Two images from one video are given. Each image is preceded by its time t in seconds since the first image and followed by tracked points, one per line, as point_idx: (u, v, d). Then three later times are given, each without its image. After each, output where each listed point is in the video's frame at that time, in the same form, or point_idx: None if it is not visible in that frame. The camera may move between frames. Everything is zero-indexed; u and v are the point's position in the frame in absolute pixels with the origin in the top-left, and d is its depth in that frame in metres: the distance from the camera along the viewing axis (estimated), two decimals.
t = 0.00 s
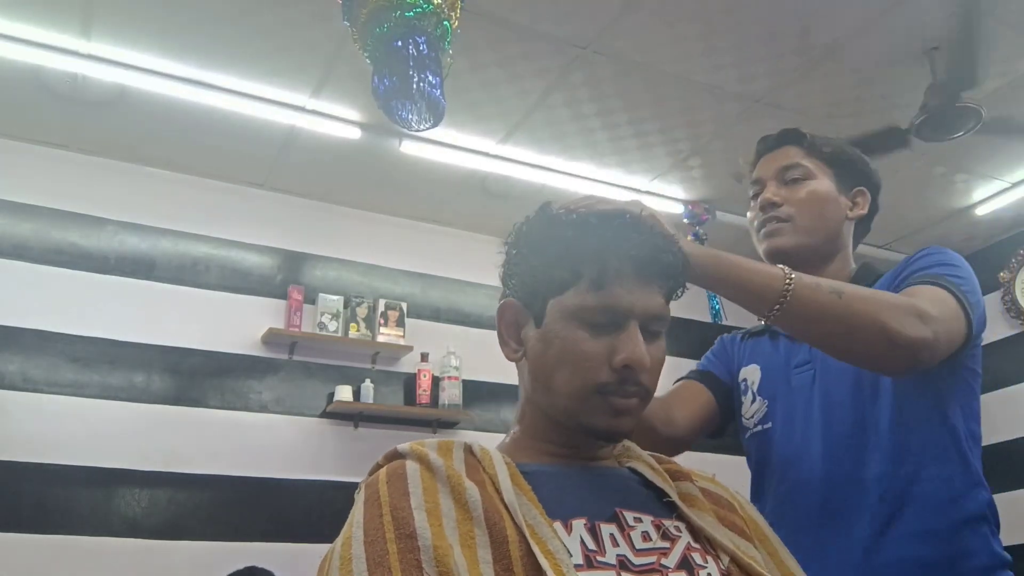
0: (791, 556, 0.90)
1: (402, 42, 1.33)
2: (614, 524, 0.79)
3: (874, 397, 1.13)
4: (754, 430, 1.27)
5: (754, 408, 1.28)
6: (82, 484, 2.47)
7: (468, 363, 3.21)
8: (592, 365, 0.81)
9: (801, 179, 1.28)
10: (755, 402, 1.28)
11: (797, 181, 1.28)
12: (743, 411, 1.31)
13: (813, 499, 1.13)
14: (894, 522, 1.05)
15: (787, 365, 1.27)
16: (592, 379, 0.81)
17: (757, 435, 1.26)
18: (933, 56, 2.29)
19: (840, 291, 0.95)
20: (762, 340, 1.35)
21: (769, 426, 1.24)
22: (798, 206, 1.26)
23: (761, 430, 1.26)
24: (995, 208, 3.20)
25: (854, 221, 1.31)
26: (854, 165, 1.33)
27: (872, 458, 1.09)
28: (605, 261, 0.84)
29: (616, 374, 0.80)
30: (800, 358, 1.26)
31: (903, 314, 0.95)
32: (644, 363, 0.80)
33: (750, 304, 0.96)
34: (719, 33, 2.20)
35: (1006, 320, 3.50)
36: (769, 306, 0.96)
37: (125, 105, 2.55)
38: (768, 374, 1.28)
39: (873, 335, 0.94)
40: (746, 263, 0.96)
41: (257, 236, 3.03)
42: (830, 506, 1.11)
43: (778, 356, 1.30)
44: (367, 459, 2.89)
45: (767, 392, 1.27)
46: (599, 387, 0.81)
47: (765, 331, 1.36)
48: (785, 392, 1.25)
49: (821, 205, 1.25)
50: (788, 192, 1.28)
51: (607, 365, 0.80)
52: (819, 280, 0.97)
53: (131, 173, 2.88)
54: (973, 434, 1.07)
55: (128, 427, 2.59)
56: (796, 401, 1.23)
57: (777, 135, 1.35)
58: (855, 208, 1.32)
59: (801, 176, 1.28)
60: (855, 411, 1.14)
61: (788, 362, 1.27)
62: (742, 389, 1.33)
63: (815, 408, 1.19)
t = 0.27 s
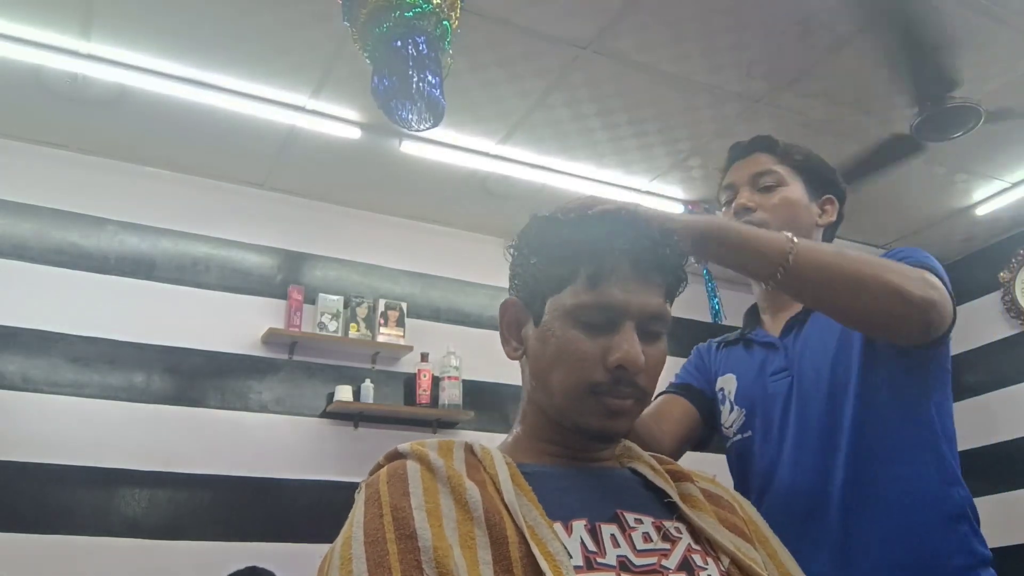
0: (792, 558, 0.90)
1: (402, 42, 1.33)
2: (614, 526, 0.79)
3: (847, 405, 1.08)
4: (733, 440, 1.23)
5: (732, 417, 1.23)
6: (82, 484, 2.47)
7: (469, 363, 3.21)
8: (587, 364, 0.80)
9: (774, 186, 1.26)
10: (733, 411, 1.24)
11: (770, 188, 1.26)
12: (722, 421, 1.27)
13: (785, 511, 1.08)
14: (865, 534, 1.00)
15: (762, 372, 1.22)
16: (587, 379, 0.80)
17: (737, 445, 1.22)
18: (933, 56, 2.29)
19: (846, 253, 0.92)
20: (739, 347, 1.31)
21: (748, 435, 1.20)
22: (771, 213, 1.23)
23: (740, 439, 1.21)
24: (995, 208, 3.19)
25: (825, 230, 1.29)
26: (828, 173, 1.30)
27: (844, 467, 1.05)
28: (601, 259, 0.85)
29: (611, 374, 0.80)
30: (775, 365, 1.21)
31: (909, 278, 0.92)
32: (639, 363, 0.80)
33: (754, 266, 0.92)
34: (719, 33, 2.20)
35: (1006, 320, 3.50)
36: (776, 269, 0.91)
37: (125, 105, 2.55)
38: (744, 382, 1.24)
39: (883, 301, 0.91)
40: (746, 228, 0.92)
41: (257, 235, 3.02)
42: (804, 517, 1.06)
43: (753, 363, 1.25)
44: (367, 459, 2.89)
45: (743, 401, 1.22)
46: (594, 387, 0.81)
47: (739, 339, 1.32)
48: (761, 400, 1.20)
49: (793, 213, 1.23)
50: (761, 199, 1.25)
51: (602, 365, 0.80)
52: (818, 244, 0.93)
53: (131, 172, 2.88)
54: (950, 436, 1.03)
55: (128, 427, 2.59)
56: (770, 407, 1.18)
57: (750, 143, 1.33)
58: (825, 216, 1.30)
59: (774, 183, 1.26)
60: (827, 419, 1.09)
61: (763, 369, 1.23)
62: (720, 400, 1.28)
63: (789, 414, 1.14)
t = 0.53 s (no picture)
0: (792, 559, 0.90)
1: (402, 42, 1.33)
2: (614, 526, 0.79)
3: (828, 413, 1.07)
4: (718, 450, 1.21)
5: (716, 427, 1.21)
6: (82, 484, 2.47)
7: (468, 363, 3.21)
8: (585, 370, 0.80)
9: (750, 198, 1.20)
10: (717, 422, 1.21)
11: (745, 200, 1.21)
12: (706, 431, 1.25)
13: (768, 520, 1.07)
14: (848, 544, 0.99)
15: (741, 381, 1.20)
16: (587, 385, 0.80)
17: (722, 455, 1.20)
18: (932, 56, 2.29)
19: (813, 256, 0.94)
20: (716, 357, 1.28)
21: (733, 445, 1.18)
22: (749, 228, 1.18)
23: (724, 449, 1.20)
24: (996, 208, 3.19)
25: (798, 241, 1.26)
26: (801, 180, 1.27)
27: (827, 476, 1.03)
28: (598, 259, 0.83)
29: (610, 379, 0.80)
30: (755, 374, 1.18)
31: (877, 272, 0.94)
32: (638, 368, 0.80)
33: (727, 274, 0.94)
34: (719, 33, 2.20)
35: (1006, 321, 3.50)
36: (749, 276, 0.93)
37: (125, 105, 2.54)
38: (726, 391, 1.21)
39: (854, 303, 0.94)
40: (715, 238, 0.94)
41: (257, 235, 3.02)
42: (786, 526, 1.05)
43: (733, 372, 1.23)
44: (367, 459, 2.89)
45: (726, 411, 1.20)
46: (594, 392, 0.81)
47: (718, 348, 1.29)
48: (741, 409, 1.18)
49: (770, 226, 1.18)
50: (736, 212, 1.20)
51: (601, 371, 0.80)
52: (787, 250, 0.96)
53: (131, 172, 2.88)
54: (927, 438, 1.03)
55: (129, 427, 2.59)
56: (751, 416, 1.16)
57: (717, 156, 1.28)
58: (797, 225, 1.26)
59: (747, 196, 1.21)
60: (807, 429, 1.08)
61: (743, 378, 1.20)
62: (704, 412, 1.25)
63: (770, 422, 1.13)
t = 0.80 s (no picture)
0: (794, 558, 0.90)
1: (402, 42, 1.33)
2: (615, 526, 0.79)
3: (816, 413, 1.07)
4: (711, 450, 1.21)
5: (708, 428, 1.21)
6: (82, 484, 2.47)
7: (468, 363, 3.21)
8: (586, 372, 0.80)
9: (743, 205, 1.20)
10: (709, 422, 1.21)
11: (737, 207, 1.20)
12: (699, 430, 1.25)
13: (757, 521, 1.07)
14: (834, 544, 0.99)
15: (733, 382, 1.20)
16: (589, 387, 0.80)
17: (714, 455, 1.20)
18: (933, 56, 2.29)
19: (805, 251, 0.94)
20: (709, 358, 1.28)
21: (725, 446, 1.18)
22: (745, 233, 1.18)
23: (717, 450, 1.19)
24: (995, 208, 3.20)
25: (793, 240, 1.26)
26: (794, 179, 1.26)
27: (817, 476, 1.03)
28: (596, 267, 0.84)
29: (612, 381, 0.80)
30: (746, 374, 1.19)
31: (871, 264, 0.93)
32: (639, 369, 0.80)
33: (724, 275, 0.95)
34: (719, 33, 2.20)
35: (1005, 321, 3.50)
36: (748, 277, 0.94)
37: (125, 105, 2.54)
38: (718, 392, 1.22)
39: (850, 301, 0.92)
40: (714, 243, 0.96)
41: (257, 235, 3.02)
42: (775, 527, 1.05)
43: (725, 373, 1.23)
44: (367, 459, 2.89)
45: (718, 412, 1.20)
46: (596, 393, 0.81)
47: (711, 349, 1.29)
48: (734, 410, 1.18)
49: (765, 233, 1.18)
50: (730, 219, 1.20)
51: (603, 372, 0.80)
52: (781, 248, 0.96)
53: (131, 172, 2.88)
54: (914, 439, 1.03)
55: (129, 427, 2.58)
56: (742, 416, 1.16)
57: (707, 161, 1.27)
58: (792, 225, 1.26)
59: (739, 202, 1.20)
60: (795, 429, 1.08)
61: (734, 378, 1.21)
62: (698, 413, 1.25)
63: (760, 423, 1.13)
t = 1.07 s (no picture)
0: (792, 557, 0.90)
1: (402, 42, 1.33)
2: (614, 526, 0.79)
3: (812, 418, 1.06)
4: (711, 448, 1.21)
5: (709, 425, 1.21)
6: (82, 484, 2.47)
7: (468, 363, 3.21)
8: (578, 377, 0.80)
9: (762, 203, 1.21)
10: (710, 420, 1.22)
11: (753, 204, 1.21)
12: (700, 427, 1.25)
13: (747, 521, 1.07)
14: (819, 547, 1.00)
15: (734, 381, 1.19)
16: (580, 391, 0.81)
17: (713, 453, 1.21)
18: (933, 56, 2.29)
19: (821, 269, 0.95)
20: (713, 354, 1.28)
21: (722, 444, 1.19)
22: (759, 233, 1.18)
23: (716, 447, 1.20)
24: (996, 208, 3.19)
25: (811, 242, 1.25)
26: (819, 176, 1.25)
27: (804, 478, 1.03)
28: (584, 271, 0.83)
29: (603, 386, 0.80)
30: (748, 373, 1.18)
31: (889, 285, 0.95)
32: (630, 373, 0.80)
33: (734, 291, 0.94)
34: (719, 33, 2.20)
35: (1006, 321, 3.50)
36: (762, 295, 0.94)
37: (125, 105, 2.54)
38: (720, 391, 1.21)
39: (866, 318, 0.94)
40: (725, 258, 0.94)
41: (257, 235, 3.02)
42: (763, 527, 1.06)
43: (728, 371, 1.22)
44: (367, 459, 2.89)
45: (718, 411, 1.20)
46: (588, 398, 0.81)
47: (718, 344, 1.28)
48: (733, 409, 1.17)
49: (781, 233, 1.19)
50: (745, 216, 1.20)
51: (594, 377, 0.80)
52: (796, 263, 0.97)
53: (130, 172, 2.88)
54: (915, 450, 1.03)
55: (128, 426, 2.58)
56: (741, 417, 1.16)
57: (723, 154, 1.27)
58: (811, 223, 1.25)
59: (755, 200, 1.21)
60: (792, 432, 1.07)
61: (737, 377, 1.20)
62: (699, 409, 1.25)
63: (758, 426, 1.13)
